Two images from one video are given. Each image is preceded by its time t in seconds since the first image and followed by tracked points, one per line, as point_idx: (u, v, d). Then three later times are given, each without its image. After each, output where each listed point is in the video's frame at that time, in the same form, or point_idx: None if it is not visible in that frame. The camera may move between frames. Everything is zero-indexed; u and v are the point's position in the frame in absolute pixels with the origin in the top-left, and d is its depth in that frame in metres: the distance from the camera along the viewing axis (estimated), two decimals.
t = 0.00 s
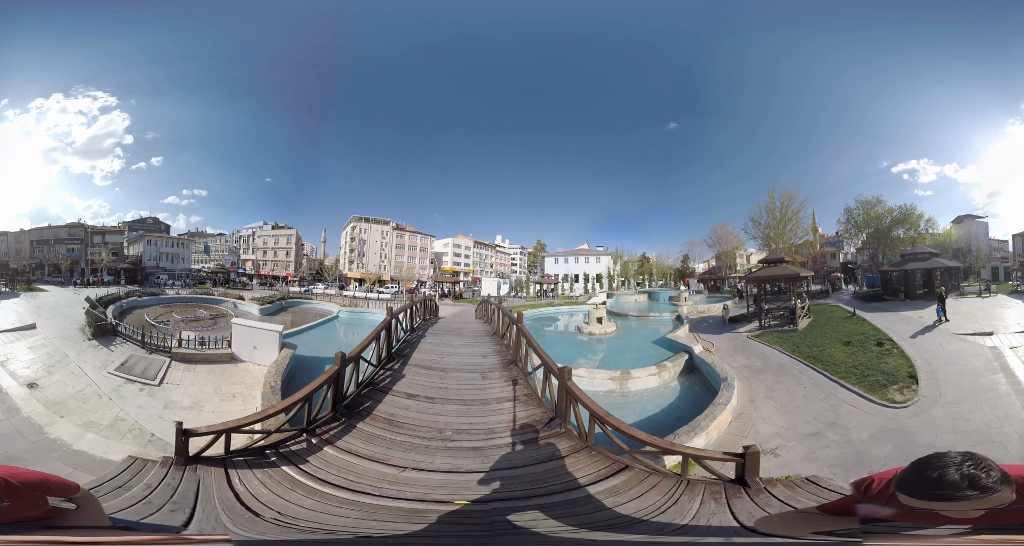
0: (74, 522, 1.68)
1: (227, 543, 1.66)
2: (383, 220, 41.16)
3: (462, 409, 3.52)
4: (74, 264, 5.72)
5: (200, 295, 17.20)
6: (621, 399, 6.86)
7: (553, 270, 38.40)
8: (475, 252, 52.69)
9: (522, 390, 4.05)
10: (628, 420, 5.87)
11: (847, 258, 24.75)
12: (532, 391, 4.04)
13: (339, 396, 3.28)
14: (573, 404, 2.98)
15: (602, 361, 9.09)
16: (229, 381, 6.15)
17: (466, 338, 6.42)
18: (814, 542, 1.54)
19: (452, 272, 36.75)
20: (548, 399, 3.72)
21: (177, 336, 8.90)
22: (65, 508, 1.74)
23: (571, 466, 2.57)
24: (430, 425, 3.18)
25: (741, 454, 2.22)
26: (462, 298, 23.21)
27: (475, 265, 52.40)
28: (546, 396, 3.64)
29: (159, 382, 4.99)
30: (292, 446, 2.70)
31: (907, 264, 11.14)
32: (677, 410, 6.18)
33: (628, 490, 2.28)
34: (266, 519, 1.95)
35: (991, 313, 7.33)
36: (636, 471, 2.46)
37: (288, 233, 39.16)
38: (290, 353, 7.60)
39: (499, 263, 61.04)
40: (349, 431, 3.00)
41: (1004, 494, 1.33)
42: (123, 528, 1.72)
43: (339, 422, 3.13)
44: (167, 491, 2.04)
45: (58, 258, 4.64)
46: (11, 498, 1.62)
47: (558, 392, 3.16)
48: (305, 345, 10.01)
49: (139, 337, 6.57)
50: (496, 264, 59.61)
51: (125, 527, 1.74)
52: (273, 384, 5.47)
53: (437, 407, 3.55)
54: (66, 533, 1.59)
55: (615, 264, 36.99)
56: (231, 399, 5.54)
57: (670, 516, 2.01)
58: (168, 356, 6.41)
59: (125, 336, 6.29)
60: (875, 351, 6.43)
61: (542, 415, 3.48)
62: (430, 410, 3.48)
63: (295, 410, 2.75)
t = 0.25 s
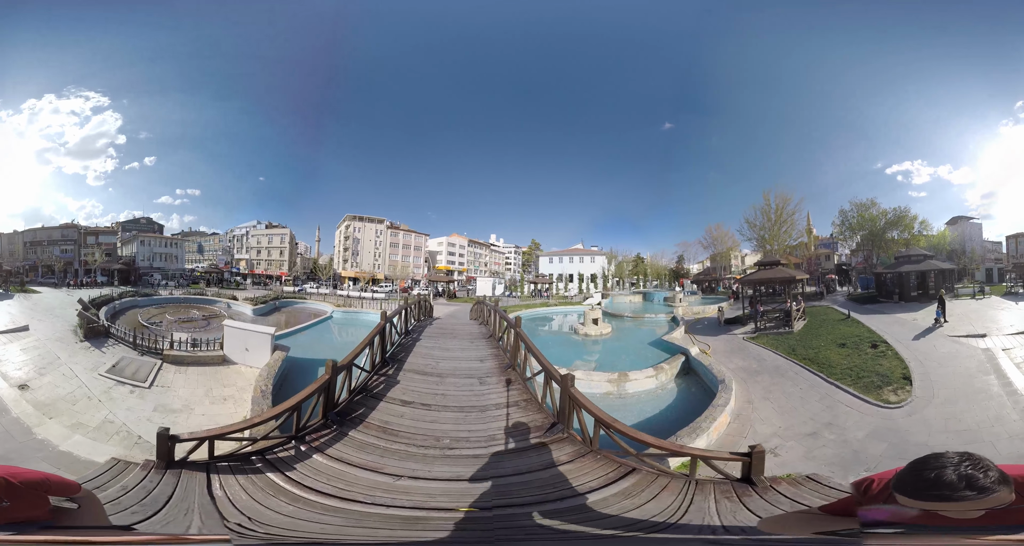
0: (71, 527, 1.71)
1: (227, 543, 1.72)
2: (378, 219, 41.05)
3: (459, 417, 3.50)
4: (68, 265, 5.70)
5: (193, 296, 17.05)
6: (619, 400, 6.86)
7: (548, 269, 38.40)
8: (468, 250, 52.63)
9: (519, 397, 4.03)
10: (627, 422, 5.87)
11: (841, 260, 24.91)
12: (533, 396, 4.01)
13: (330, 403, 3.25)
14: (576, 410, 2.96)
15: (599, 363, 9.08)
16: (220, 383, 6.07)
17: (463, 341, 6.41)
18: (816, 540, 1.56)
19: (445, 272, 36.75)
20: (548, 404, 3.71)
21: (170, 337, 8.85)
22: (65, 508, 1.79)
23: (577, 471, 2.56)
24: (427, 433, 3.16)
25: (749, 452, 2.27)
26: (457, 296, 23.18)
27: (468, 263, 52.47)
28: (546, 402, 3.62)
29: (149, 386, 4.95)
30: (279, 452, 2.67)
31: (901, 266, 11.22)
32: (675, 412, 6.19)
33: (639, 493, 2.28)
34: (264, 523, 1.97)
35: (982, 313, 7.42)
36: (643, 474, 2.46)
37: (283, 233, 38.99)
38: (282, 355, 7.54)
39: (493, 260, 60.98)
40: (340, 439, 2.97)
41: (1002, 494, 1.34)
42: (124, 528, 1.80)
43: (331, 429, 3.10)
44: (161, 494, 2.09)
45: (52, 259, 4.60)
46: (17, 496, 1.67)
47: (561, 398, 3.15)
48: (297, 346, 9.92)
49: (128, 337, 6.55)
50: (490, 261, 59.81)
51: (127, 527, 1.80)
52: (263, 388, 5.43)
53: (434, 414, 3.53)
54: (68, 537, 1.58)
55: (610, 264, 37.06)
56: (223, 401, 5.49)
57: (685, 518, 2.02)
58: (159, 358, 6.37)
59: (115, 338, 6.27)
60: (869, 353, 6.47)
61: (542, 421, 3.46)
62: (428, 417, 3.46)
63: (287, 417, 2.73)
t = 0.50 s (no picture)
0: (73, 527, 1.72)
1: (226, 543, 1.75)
2: (373, 213, 40.86)
3: (456, 419, 3.48)
4: (64, 268, 5.64)
5: (188, 294, 16.97)
6: (617, 401, 6.88)
7: (546, 267, 38.38)
8: (467, 245, 52.60)
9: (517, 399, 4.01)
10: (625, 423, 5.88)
11: (839, 265, 24.96)
12: (534, 399, 4.00)
13: (324, 405, 3.24)
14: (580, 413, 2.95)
15: (598, 363, 9.09)
16: (216, 384, 6.08)
17: (461, 340, 6.40)
18: (817, 541, 1.57)
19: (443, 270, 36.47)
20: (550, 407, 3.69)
21: (166, 338, 8.82)
22: (67, 507, 1.81)
23: (579, 475, 2.56)
24: (423, 436, 3.15)
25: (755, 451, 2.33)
26: (454, 292, 23.16)
27: (468, 257, 52.70)
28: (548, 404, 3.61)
29: (146, 386, 5.04)
30: (270, 456, 2.67)
31: (900, 273, 11.23)
32: (674, 413, 6.24)
33: (647, 494, 2.29)
34: (261, 525, 1.98)
35: (978, 315, 7.45)
36: (648, 475, 2.47)
37: (279, 229, 38.77)
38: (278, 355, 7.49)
39: (491, 256, 61.00)
40: (334, 442, 2.95)
41: (999, 493, 1.34)
42: (122, 528, 1.82)
43: (325, 432, 3.09)
44: (158, 497, 2.12)
45: (48, 262, 4.58)
46: (20, 494, 1.68)
47: (563, 401, 3.14)
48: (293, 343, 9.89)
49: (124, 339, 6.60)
50: (488, 258, 59.93)
51: (124, 527, 1.83)
52: (258, 387, 5.40)
53: (429, 417, 3.51)
54: (74, 537, 1.59)
55: (608, 263, 37.08)
56: (217, 401, 5.46)
57: (694, 520, 2.04)
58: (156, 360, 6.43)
59: (112, 338, 6.35)
60: (867, 358, 6.49)
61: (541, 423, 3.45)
62: (425, 420, 3.44)
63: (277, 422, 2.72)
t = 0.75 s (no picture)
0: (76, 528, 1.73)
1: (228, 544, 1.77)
2: (372, 212, 40.67)
3: (451, 424, 3.43)
4: (61, 268, 5.53)
5: (186, 294, 16.91)
6: (619, 403, 6.88)
7: (545, 266, 38.34)
8: (467, 244, 52.50)
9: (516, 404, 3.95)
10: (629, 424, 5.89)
11: (838, 267, 25.02)
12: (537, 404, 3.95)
13: (315, 408, 3.21)
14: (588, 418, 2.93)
15: (600, 364, 9.08)
16: (211, 386, 6.10)
17: (461, 341, 6.39)
18: (821, 542, 1.58)
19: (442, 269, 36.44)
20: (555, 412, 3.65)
21: (163, 337, 8.81)
22: (63, 508, 1.81)
23: (591, 481, 2.51)
24: (416, 442, 3.09)
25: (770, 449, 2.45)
26: (453, 291, 23.17)
27: (468, 257, 52.59)
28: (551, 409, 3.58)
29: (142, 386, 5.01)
30: (254, 457, 2.66)
31: (900, 275, 11.27)
32: (678, 415, 6.26)
33: (667, 498, 2.29)
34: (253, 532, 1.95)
35: (977, 315, 7.50)
36: (663, 478, 2.47)
37: (277, 227, 38.59)
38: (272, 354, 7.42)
39: (490, 255, 60.97)
40: (322, 447, 2.92)
41: (998, 490, 1.36)
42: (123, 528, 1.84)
43: (315, 436, 3.06)
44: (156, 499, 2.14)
45: (47, 264, 4.56)
46: (17, 494, 1.68)
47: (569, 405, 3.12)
48: (288, 343, 9.80)
49: (122, 338, 6.62)
50: (488, 256, 59.95)
51: (124, 527, 1.84)
52: (252, 387, 5.30)
53: (423, 422, 3.45)
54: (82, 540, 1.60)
55: (607, 263, 37.09)
56: (212, 404, 5.40)
57: (721, 523, 2.08)
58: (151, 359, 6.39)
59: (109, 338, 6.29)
60: (868, 358, 6.51)
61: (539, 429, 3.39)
62: (421, 425, 3.38)
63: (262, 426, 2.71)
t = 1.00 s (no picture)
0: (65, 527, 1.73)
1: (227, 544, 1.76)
2: (374, 211, 40.73)
3: (448, 432, 3.29)
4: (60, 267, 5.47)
5: (187, 293, 16.90)
6: (626, 407, 6.80)
7: (547, 266, 38.29)
8: (467, 243, 52.50)
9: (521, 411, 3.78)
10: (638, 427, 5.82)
11: (840, 267, 24.98)
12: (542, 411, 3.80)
13: (305, 412, 3.13)
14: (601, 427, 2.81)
15: (605, 368, 8.98)
16: (207, 382, 5.95)
17: (462, 345, 6.32)
18: (818, 541, 1.57)
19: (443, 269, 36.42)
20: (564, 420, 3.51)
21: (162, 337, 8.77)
22: (57, 508, 1.79)
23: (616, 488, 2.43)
24: (410, 450, 2.98)
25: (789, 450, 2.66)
26: (455, 292, 23.15)
27: (468, 257, 52.76)
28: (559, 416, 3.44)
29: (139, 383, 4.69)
30: (236, 460, 2.60)
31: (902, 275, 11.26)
32: (687, 418, 6.23)
33: (700, 501, 2.29)
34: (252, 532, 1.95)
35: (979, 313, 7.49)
36: (688, 481, 2.45)
37: (278, 226, 38.56)
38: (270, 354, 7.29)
39: (491, 255, 60.89)
40: (309, 452, 2.83)
41: (984, 485, 1.36)
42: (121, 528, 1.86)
43: (304, 441, 2.98)
44: (139, 496, 2.14)
45: (47, 262, 4.56)
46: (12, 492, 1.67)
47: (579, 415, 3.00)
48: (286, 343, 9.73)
49: (119, 337, 6.58)
50: (489, 256, 59.92)
51: (124, 527, 1.87)
52: (243, 389, 5.19)
53: (418, 430, 3.31)
54: (73, 539, 1.59)
55: (609, 264, 37.08)
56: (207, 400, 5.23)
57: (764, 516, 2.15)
58: (149, 357, 6.52)
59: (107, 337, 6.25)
60: (872, 358, 6.48)
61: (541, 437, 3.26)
62: (417, 434, 3.24)
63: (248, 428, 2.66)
